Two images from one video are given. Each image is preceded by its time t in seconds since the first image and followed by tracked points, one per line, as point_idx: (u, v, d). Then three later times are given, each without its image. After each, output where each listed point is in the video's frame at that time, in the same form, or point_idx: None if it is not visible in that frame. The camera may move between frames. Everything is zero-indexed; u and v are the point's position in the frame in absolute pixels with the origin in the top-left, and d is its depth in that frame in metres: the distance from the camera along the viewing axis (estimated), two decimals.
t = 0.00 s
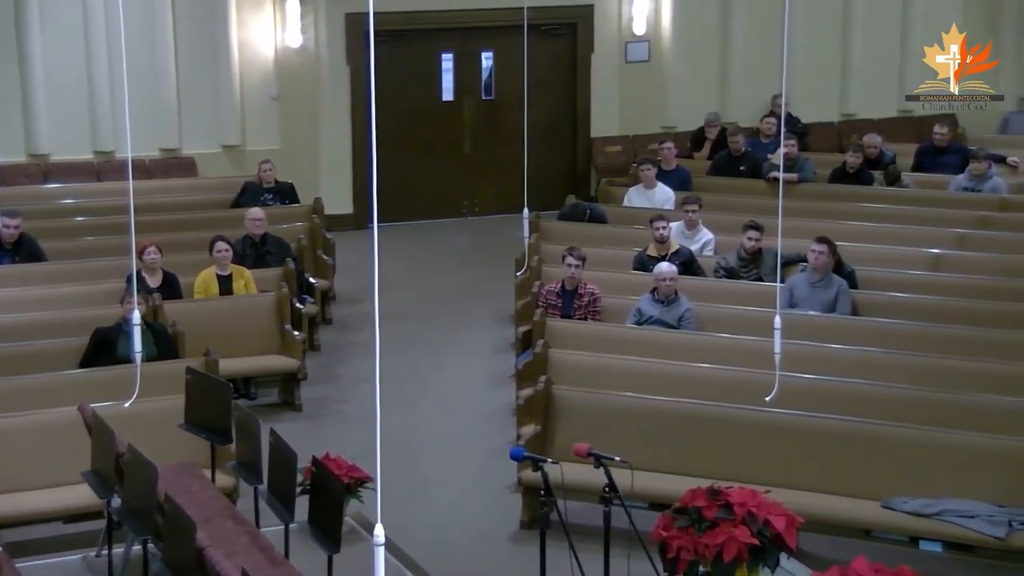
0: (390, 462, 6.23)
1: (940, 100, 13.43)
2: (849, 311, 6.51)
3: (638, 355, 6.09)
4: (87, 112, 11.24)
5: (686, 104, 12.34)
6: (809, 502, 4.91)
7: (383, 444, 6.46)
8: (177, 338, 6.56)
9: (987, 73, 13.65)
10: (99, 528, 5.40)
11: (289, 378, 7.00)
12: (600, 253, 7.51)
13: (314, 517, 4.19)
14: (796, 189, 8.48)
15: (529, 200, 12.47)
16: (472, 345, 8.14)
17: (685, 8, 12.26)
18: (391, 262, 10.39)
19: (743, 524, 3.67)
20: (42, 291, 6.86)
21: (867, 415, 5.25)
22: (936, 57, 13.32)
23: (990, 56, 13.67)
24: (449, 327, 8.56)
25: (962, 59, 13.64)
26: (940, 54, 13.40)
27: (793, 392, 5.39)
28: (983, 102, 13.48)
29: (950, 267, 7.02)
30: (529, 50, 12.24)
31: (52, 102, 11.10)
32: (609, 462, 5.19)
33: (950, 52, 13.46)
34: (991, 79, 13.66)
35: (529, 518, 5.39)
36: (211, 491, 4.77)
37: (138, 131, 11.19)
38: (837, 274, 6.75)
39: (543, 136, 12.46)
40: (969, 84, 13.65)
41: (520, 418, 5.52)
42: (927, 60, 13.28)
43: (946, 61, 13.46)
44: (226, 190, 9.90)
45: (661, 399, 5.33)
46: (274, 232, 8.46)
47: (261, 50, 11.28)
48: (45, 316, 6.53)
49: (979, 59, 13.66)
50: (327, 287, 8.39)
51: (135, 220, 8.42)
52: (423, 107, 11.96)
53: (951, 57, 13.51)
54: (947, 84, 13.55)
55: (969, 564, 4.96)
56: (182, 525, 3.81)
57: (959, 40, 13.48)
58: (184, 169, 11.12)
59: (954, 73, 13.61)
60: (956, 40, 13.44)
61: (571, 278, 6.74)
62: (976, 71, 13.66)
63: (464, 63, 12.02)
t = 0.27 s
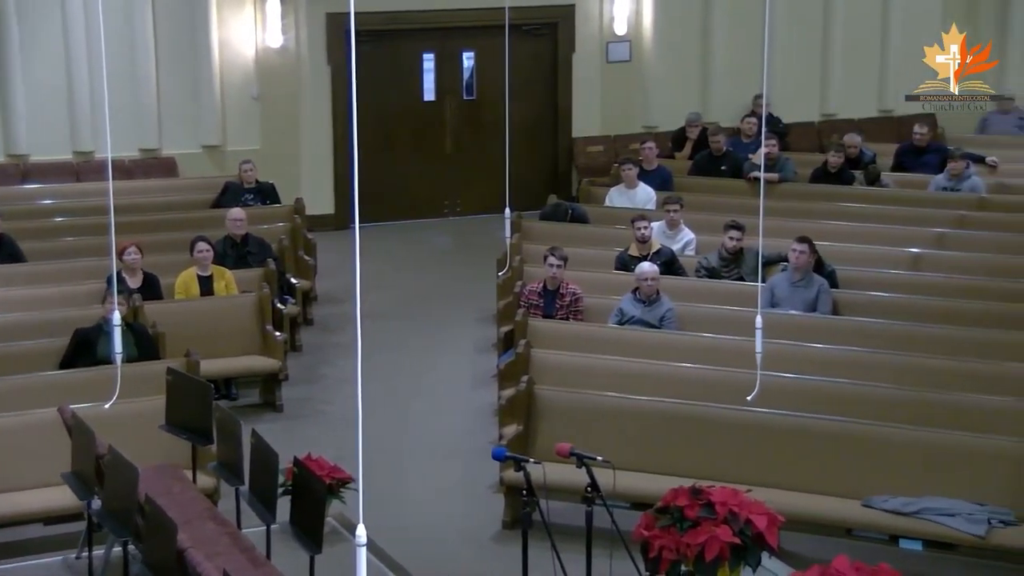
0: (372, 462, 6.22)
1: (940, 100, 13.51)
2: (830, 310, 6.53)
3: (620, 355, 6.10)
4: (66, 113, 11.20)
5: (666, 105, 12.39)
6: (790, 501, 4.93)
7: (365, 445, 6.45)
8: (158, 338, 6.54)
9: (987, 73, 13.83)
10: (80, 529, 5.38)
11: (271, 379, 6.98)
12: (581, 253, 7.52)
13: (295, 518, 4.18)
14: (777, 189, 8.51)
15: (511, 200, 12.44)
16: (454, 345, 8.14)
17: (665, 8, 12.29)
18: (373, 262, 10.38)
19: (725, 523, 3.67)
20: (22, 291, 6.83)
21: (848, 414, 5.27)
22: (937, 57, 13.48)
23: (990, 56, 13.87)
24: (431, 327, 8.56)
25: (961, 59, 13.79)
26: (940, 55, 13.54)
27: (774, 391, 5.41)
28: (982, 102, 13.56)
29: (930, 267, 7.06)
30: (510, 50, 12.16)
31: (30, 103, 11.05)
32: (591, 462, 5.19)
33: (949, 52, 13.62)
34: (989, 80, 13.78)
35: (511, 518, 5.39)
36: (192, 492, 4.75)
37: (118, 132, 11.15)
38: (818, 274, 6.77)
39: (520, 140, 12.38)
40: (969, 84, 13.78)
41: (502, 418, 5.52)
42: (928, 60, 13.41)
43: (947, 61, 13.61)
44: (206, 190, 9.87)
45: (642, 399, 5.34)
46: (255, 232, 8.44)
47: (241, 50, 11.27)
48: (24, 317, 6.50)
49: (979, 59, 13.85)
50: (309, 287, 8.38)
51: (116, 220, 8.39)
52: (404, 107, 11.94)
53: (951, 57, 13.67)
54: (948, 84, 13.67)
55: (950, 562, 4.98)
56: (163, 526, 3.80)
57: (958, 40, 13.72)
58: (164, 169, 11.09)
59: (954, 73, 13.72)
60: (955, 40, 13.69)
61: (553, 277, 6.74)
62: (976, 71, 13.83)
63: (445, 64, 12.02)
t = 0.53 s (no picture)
0: (354, 463, 6.21)
1: (940, 100, 13.69)
2: (811, 310, 6.56)
3: (602, 355, 6.11)
4: (45, 113, 11.13)
5: (647, 106, 12.43)
6: (771, 500, 4.94)
7: (347, 445, 6.44)
8: (138, 339, 6.52)
9: (986, 73, 14.01)
10: (60, 531, 5.35)
11: (252, 380, 6.97)
12: (563, 253, 7.52)
13: (278, 519, 4.17)
14: (759, 189, 8.54)
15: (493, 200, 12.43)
16: (436, 345, 8.13)
17: (647, 8, 12.28)
18: (355, 262, 10.37)
19: (707, 522, 3.67)
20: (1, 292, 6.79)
21: (829, 413, 5.28)
22: (937, 57, 13.86)
23: (989, 56, 14.03)
24: (413, 327, 8.55)
25: (960, 59, 14.07)
26: (939, 55, 13.89)
27: (755, 391, 5.42)
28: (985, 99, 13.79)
29: (910, 266, 7.09)
30: (491, 50, 12.15)
31: (9, 104, 10.99)
32: (573, 461, 5.20)
33: (949, 52, 13.98)
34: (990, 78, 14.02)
35: (493, 518, 5.39)
36: (173, 493, 4.73)
37: (98, 132, 11.10)
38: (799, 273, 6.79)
39: (502, 139, 12.37)
40: (969, 83, 14.00)
41: (484, 418, 5.52)
42: (929, 59, 13.77)
43: (946, 61, 13.91)
44: (187, 190, 9.83)
45: (624, 399, 5.35)
46: (236, 233, 8.41)
47: (221, 50, 11.23)
48: (4, 318, 6.47)
49: (978, 59, 14.04)
50: (291, 287, 8.36)
51: (96, 221, 8.35)
52: (385, 107, 11.93)
53: (951, 57, 13.99)
54: (948, 83, 13.88)
55: (930, 560, 5.00)
56: (143, 527, 3.78)
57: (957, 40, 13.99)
58: (144, 170, 11.04)
59: (954, 74, 13.98)
60: (955, 40, 14.00)
61: (535, 277, 6.75)
62: (976, 71, 14.04)
63: (426, 64, 12.00)
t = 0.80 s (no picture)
0: (336, 463, 6.20)
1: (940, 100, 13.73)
2: (792, 309, 6.58)
3: (584, 354, 6.11)
4: (24, 114, 11.08)
5: (628, 105, 12.51)
6: (752, 499, 4.95)
7: (329, 446, 6.43)
8: (118, 340, 6.50)
9: (987, 74, 13.67)
10: (40, 533, 5.32)
11: (234, 380, 6.95)
12: (545, 253, 7.53)
13: (260, 520, 4.17)
14: (739, 189, 8.56)
15: (474, 200, 12.42)
16: (418, 345, 8.13)
17: (628, 11, 12.38)
18: (335, 262, 10.36)
19: (688, 521, 3.68)
20: None
21: (810, 412, 5.30)
22: (936, 57, 13.76)
23: (990, 56, 13.65)
24: (395, 327, 8.54)
25: (962, 58, 13.83)
26: (938, 54, 13.78)
27: (736, 391, 5.43)
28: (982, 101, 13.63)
29: (890, 265, 7.13)
30: (472, 49, 12.14)
31: None
32: (555, 461, 5.20)
33: (950, 52, 13.79)
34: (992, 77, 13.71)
35: (475, 518, 5.39)
36: (154, 495, 4.71)
37: (77, 132, 11.04)
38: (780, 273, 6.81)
39: (484, 138, 12.36)
40: (969, 84, 13.82)
41: (466, 418, 5.52)
42: (928, 60, 13.74)
43: (947, 61, 13.80)
44: (166, 190, 9.80)
45: (606, 398, 5.36)
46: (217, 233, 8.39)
47: (202, 50, 11.21)
48: None
49: (979, 58, 13.70)
50: (272, 288, 8.34)
51: (75, 221, 8.31)
52: (366, 107, 11.91)
53: (951, 57, 13.81)
54: (947, 84, 13.84)
55: (911, 558, 5.02)
56: (123, 529, 3.77)
57: (958, 40, 13.72)
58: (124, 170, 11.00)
59: (954, 73, 13.89)
60: (955, 40, 13.73)
61: (516, 277, 6.75)
62: (976, 71, 13.75)
63: (407, 64, 11.99)
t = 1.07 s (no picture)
0: (317, 464, 6.19)
1: (940, 100, 13.62)
2: (773, 309, 6.60)
3: (566, 354, 6.11)
4: (4, 114, 11.00)
5: (609, 106, 12.50)
6: (734, 499, 4.97)
7: (311, 446, 6.42)
8: (98, 341, 6.48)
9: (987, 74, 13.39)
10: (19, 535, 5.30)
11: (215, 381, 6.93)
12: (527, 253, 7.53)
13: (241, 521, 4.16)
14: (721, 189, 8.58)
15: (456, 200, 12.41)
16: (400, 345, 8.12)
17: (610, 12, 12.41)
18: (317, 262, 10.34)
19: (670, 521, 3.69)
20: None
21: (791, 412, 5.31)
22: (935, 57, 13.55)
23: (990, 56, 13.39)
24: (377, 328, 8.53)
25: (963, 58, 13.57)
26: (939, 54, 13.57)
27: (718, 390, 5.44)
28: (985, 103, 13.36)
29: (871, 265, 7.15)
30: (453, 50, 12.14)
31: None
32: (537, 461, 5.20)
33: (950, 51, 13.55)
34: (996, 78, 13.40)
35: (458, 518, 5.39)
36: (135, 496, 4.70)
37: (57, 133, 10.97)
38: (761, 272, 6.84)
39: (466, 139, 12.36)
40: (969, 84, 13.55)
41: (449, 418, 5.52)
42: (927, 60, 13.56)
43: (947, 61, 13.59)
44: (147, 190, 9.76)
45: (588, 398, 5.36)
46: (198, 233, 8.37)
47: (182, 50, 11.16)
48: None
49: (979, 58, 13.44)
50: (253, 288, 8.32)
51: (55, 222, 8.27)
52: (348, 107, 11.89)
53: (952, 57, 13.57)
54: (947, 85, 13.66)
55: (891, 557, 5.05)
56: (103, 532, 3.76)
57: (958, 40, 13.46)
58: (105, 170, 10.93)
59: (954, 73, 13.64)
60: (956, 40, 13.46)
61: (498, 277, 6.74)
62: (976, 71, 13.48)
63: (388, 64, 11.98)
